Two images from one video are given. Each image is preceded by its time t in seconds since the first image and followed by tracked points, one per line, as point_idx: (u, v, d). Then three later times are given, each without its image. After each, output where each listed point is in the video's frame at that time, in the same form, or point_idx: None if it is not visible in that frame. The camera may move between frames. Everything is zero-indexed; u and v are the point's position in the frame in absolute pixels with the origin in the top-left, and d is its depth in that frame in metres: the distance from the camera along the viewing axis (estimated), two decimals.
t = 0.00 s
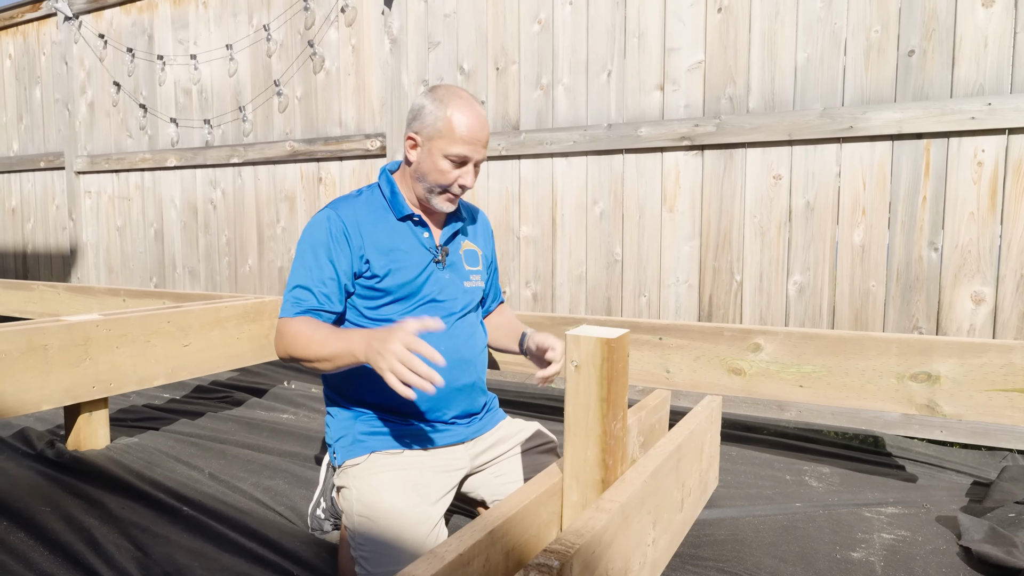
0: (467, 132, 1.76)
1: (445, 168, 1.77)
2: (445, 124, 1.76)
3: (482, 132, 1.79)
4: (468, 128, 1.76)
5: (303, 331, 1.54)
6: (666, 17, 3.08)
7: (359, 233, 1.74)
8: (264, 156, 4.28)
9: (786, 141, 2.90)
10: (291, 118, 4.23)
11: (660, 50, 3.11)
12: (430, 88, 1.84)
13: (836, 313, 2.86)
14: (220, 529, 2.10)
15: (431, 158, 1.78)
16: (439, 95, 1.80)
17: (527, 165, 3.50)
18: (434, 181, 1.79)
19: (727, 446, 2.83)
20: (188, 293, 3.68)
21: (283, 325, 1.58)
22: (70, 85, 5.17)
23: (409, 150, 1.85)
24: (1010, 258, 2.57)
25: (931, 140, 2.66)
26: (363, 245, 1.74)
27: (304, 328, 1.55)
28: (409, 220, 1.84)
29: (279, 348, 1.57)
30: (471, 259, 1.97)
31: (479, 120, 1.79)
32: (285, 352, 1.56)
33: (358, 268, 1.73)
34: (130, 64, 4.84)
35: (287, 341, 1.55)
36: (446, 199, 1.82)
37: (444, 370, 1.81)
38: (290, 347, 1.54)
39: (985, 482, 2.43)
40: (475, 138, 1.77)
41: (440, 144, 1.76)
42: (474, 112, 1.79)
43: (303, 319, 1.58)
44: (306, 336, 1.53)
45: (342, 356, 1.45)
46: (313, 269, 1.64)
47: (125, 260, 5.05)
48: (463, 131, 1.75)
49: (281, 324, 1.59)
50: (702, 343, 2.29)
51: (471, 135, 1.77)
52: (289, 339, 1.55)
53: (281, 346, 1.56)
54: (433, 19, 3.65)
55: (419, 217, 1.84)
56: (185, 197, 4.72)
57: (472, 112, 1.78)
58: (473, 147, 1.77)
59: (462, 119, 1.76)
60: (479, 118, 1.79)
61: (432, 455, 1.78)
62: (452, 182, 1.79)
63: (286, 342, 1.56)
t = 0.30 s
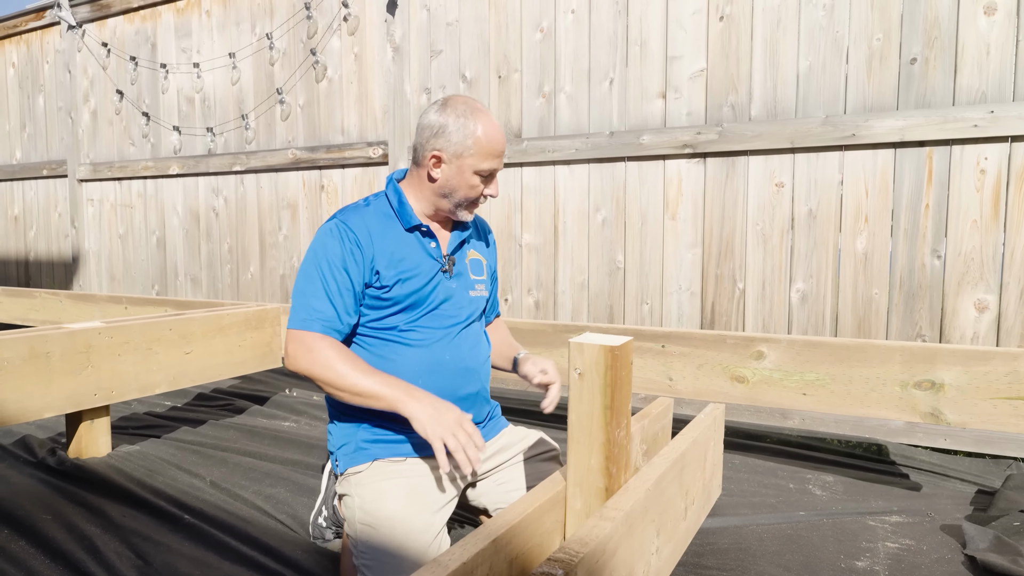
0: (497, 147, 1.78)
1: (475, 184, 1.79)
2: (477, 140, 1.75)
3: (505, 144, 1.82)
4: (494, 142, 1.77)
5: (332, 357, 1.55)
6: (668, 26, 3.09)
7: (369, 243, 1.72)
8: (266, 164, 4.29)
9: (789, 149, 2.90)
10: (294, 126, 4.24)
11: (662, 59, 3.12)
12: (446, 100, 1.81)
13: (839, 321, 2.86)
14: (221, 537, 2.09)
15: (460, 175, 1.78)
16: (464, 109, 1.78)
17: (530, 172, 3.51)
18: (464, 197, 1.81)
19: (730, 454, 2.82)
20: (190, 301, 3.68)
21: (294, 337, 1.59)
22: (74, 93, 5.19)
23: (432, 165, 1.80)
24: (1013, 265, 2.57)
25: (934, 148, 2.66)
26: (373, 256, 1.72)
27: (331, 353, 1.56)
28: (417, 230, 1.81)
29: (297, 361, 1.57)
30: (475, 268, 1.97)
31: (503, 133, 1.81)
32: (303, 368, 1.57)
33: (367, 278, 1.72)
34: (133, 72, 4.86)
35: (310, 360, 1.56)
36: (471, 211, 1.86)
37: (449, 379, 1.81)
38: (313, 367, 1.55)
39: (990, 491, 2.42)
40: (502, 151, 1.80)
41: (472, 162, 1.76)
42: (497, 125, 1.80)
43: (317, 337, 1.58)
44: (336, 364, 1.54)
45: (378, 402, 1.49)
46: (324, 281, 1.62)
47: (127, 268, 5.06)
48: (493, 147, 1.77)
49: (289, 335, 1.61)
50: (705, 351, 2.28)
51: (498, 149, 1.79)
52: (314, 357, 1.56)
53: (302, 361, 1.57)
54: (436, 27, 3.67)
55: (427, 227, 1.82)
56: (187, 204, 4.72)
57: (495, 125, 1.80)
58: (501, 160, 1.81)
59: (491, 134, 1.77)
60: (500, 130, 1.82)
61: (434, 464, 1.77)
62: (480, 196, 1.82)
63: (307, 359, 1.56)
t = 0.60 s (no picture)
0: (485, 138, 1.75)
1: (458, 172, 1.76)
2: (463, 128, 1.75)
3: (500, 140, 1.79)
4: (485, 134, 1.75)
5: (318, 314, 1.48)
6: (666, 25, 3.10)
7: (375, 238, 1.72)
8: (264, 164, 4.28)
9: (787, 149, 2.91)
10: (292, 126, 4.24)
11: (660, 59, 3.12)
12: (448, 95, 1.84)
13: (837, 321, 2.86)
14: (218, 537, 2.08)
15: (445, 161, 1.77)
16: (458, 99, 1.80)
17: (527, 172, 3.50)
18: (447, 185, 1.77)
19: (729, 454, 2.82)
20: (187, 301, 3.67)
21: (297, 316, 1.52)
22: (70, 92, 5.18)
23: (425, 153, 1.83)
24: (1010, 265, 2.57)
25: (931, 148, 2.66)
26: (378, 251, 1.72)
27: (319, 310, 1.49)
28: (421, 227, 1.82)
29: (294, 344, 1.50)
30: (479, 268, 1.98)
31: (496, 126, 1.78)
32: (299, 344, 1.48)
33: (372, 272, 1.71)
34: (130, 72, 4.85)
35: (301, 331, 1.48)
36: (457, 204, 1.80)
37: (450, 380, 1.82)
38: (304, 335, 1.47)
39: (987, 490, 2.42)
40: (492, 145, 1.77)
41: (456, 148, 1.75)
42: (493, 120, 1.78)
43: (317, 310, 1.51)
44: (324, 317, 1.47)
45: (360, 329, 1.38)
46: (332, 268, 1.60)
47: (124, 268, 5.04)
48: (479, 136, 1.74)
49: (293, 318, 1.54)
50: (703, 350, 2.28)
51: (487, 142, 1.76)
52: (305, 325, 1.48)
53: (296, 339, 1.49)
54: (434, 27, 3.66)
55: (432, 225, 1.83)
56: (185, 204, 4.71)
57: (491, 119, 1.78)
58: (489, 153, 1.76)
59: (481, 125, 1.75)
60: (498, 126, 1.79)
61: (432, 464, 1.76)
62: (464, 187, 1.77)
63: (299, 333, 1.48)
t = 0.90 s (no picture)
0: (463, 126, 1.75)
1: (434, 159, 1.77)
2: (443, 117, 1.78)
3: (481, 130, 1.77)
4: (464, 122, 1.75)
5: (339, 327, 1.46)
6: (664, 24, 3.10)
7: (378, 236, 1.72)
8: (261, 162, 4.27)
9: (784, 148, 2.91)
10: (289, 124, 4.23)
11: (658, 57, 3.12)
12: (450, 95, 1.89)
13: (835, 319, 2.87)
14: (215, 537, 2.08)
15: (426, 151, 1.80)
16: (450, 96, 1.84)
17: (525, 171, 3.50)
18: (424, 173, 1.78)
19: (726, 452, 2.82)
20: (183, 300, 3.66)
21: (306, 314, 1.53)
22: (65, 91, 5.16)
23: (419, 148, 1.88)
24: (1007, 264, 2.58)
25: (928, 147, 2.67)
26: (382, 250, 1.72)
27: (339, 324, 1.47)
28: (422, 227, 1.81)
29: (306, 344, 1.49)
30: (481, 270, 1.96)
31: (480, 117, 1.77)
32: (312, 346, 1.47)
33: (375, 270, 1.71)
34: (125, 70, 4.83)
35: (316, 335, 1.47)
36: (435, 194, 1.78)
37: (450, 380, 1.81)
38: (320, 341, 1.45)
39: (984, 488, 2.43)
40: (470, 133, 1.75)
41: (435, 137, 1.78)
42: (477, 111, 1.78)
43: (329, 312, 1.50)
44: (343, 331, 1.44)
45: (378, 356, 1.36)
46: (337, 265, 1.61)
47: (120, 267, 5.02)
48: (457, 125, 1.75)
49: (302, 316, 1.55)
50: (701, 349, 2.28)
51: (465, 130, 1.75)
52: (322, 330, 1.47)
53: (308, 340, 1.48)
54: (431, 25, 3.66)
55: (433, 225, 1.82)
56: (181, 203, 4.70)
57: (475, 110, 1.78)
58: (466, 141, 1.75)
59: (460, 114, 1.76)
60: (482, 117, 1.78)
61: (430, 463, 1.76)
62: (439, 174, 1.76)
63: (311, 337, 1.48)
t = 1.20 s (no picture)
0: (458, 123, 1.72)
1: (430, 157, 1.75)
2: (440, 113, 1.75)
3: (478, 126, 1.73)
4: (461, 119, 1.73)
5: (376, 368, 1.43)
6: (660, 21, 3.09)
7: (382, 234, 1.71)
8: (255, 160, 4.25)
9: (780, 145, 2.91)
10: (283, 121, 4.21)
11: (653, 55, 3.12)
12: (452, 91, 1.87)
13: (830, 317, 2.87)
14: (210, 535, 2.07)
15: (423, 148, 1.78)
16: (451, 92, 1.81)
17: (521, 168, 3.50)
18: (421, 171, 1.77)
19: (722, 449, 2.83)
20: (177, 298, 3.64)
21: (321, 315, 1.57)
22: (58, 88, 5.12)
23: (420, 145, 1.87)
24: (1001, 261, 2.59)
25: (923, 144, 2.68)
26: (385, 250, 1.71)
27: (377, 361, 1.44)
28: (424, 229, 1.79)
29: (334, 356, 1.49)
30: (482, 272, 1.94)
31: (477, 113, 1.74)
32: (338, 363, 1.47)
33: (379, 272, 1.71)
34: (118, 67, 4.80)
35: (346, 357, 1.46)
36: (431, 192, 1.77)
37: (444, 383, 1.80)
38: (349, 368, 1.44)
39: (978, 484, 2.44)
40: (466, 129, 1.72)
41: (432, 134, 1.76)
42: (475, 106, 1.75)
43: (362, 344, 1.47)
44: (374, 372, 1.41)
45: (402, 422, 1.35)
46: (345, 268, 1.61)
47: (114, 265, 5.00)
48: (453, 121, 1.73)
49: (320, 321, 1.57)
50: (696, 346, 2.28)
51: (462, 127, 1.73)
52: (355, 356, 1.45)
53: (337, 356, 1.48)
54: (426, 22, 3.65)
55: (434, 227, 1.80)
56: (175, 200, 4.68)
57: (472, 106, 1.75)
58: (461, 137, 1.72)
59: (457, 110, 1.73)
60: (479, 113, 1.75)
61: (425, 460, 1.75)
62: (435, 172, 1.75)
63: (340, 356, 1.47)
